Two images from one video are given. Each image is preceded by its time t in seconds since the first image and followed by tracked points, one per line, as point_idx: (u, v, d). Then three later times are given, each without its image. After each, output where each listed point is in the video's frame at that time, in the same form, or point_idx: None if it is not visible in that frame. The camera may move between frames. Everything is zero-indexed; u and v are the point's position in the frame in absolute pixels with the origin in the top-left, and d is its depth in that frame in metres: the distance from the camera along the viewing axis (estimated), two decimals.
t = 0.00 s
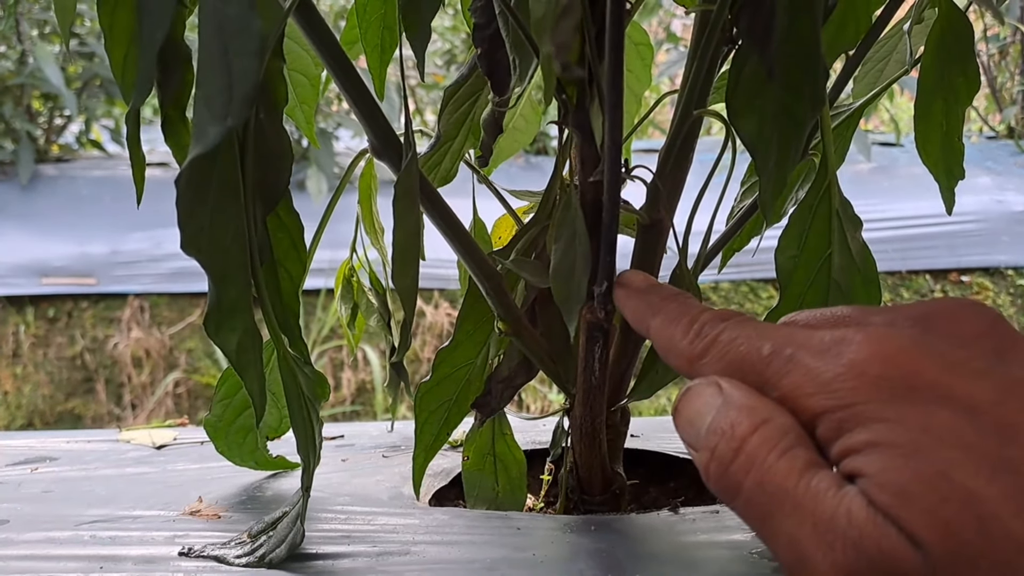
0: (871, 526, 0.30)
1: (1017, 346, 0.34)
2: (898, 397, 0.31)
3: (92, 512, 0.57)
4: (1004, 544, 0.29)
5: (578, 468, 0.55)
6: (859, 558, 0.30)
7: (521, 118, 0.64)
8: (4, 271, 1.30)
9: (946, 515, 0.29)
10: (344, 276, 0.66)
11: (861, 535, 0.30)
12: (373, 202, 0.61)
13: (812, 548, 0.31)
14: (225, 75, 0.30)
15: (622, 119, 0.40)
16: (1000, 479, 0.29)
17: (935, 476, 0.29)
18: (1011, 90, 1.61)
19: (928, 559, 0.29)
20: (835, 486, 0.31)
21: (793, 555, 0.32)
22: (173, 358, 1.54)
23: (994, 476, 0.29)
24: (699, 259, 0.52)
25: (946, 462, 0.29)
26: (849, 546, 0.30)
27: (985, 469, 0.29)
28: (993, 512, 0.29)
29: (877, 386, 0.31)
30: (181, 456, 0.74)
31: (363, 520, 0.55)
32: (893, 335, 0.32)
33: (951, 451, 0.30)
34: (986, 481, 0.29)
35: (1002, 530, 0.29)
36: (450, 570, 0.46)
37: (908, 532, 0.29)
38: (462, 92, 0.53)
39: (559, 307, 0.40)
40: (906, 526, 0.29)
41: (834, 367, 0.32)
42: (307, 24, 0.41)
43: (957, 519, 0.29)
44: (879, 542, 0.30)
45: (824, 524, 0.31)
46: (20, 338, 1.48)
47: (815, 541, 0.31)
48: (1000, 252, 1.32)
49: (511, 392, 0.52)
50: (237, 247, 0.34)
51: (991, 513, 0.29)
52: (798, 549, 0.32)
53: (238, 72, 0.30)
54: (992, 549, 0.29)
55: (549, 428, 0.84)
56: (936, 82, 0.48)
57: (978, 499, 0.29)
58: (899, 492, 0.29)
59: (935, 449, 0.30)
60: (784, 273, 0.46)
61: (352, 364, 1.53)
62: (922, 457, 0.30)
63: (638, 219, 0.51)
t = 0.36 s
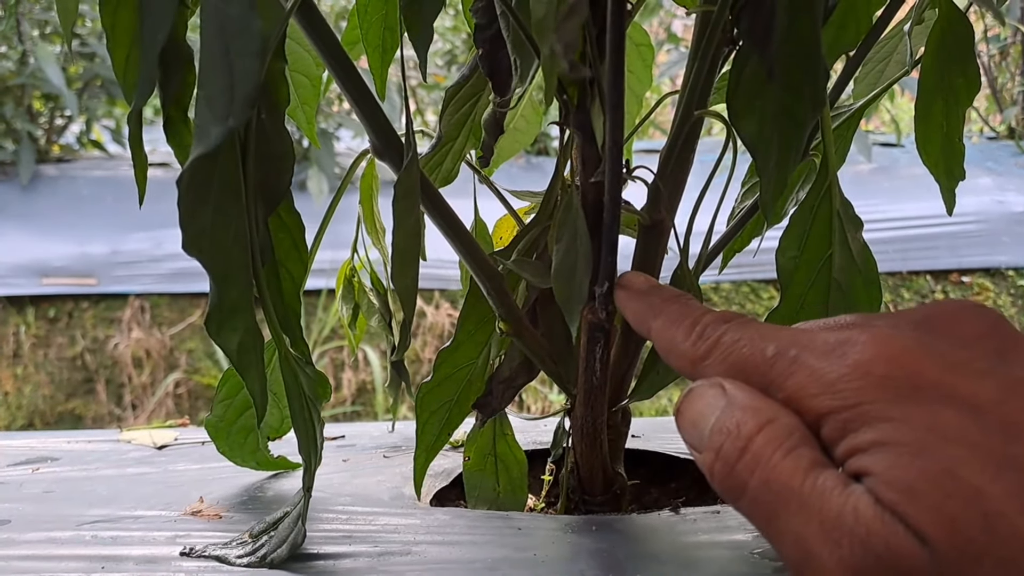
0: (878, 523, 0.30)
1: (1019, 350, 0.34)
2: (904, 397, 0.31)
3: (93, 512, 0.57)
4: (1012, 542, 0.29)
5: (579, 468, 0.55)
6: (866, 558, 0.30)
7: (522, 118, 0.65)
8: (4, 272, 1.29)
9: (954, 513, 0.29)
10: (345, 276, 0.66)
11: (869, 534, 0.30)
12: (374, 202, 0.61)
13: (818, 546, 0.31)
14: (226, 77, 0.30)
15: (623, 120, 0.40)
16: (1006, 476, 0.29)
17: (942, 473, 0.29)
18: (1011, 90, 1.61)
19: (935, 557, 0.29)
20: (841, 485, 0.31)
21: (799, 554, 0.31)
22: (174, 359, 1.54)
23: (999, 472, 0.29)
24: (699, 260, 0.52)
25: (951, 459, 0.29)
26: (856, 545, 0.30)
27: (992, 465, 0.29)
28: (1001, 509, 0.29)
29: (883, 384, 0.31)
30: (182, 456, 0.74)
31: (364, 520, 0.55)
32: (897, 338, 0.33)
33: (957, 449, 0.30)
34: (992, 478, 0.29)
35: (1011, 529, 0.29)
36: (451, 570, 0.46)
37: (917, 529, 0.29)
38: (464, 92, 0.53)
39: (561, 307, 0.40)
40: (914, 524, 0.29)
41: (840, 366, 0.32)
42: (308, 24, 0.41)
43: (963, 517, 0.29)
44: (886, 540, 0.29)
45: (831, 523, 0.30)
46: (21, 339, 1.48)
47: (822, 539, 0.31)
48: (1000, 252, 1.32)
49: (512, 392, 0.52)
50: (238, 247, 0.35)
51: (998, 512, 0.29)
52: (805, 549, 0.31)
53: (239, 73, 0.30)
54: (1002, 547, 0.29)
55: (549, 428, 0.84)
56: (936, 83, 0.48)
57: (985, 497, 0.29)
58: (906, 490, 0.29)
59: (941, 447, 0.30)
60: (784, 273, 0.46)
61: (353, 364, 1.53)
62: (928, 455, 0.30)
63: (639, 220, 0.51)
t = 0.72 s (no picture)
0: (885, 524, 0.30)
1: None
2: (910, 399, 0.31)
3: (96, 514, 0.57)
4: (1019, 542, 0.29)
5: (581, 470, 0.55)
6: (872, 559, 0.30)
7: (524, 119, 0.65)
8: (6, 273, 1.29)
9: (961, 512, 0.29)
10: (348, 278, 0.66)
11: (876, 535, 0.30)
12: (377, 204, 0.61)
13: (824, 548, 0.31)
14: (231, 80, 0.30)
15: (626, 122, 0.40)
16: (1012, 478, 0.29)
17: (948, 474, 0.29)
18: (1012, 91, 1.61)
19: (942, 557, 0.29)
20: (847, 486, 0.31)
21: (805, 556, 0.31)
22: (175, 359, 1.54)
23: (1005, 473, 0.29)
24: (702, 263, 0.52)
25: (957, 459, 0.29)
26: (862, 545, 0.30)
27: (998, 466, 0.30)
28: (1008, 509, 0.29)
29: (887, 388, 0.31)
30: (184, 458, 0.74)
31: (367, 522, 0.55)
32: (901, 340, 0.33)
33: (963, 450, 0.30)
34: (998, 479, 0.29)
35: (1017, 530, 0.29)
36: (454, 571, 0.46)
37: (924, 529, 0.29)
38: (467, 93, 0.53)
39: (564, 310, 0.40)
40: (920, 525, 0.29)
41: (846, 369, 0.32)
42: (311, 27, 0.41)
43: (970, 517, 0.29)
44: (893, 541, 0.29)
45: (837, 524, 0.30)
46: (22, 340, 1.48)
47: (828, 540, 0.31)
48: (1001, 253, 1.32)
49: (514, 395, 0.52)
50: (242, 250, 0.35)
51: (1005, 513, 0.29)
52: (811, 551, 0.31)
53: (244, 76, 0.30)
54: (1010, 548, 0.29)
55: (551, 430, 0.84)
56: (939, 87, 0.48)
57: (992, 496, 0.29)
58: (912, 490, 0.29)
59: (947, 447, 0.30)
60: (785, 275, 0.46)
61: (354, 365, 1.53)
62: (934, 456, 0.30)
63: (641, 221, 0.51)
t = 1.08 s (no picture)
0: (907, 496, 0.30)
1: None
2: (932, 376, 0.32)
3: (96, 514, 0.57)
4: None
5: (582, 471, 0.55)
6: (894, 531, 0.30)
7: (525, 120, 0.65)
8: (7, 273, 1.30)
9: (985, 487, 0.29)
10: (349, 278, 0.66)
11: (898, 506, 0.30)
12: (378, 205, 0.61)
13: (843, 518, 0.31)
14: (231, 80, 0.30)
15: (628, 124, 0.40)
16: None
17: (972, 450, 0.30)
18: (1014, 93, 1.61)
19: (964, 532, 0.29)
20: (868, 459, 0.31)
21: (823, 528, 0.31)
22: (177, 360, 1.55)
23: None
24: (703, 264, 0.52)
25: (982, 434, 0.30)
26: (884, 516, 0.30)
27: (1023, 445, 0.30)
28: None
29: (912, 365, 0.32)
30: (185, 458, 0.74)
31: (367, 522, 0.55)
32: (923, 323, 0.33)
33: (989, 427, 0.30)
34: None
35: None
36: (454, 571, 0.46)
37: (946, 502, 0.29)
38: (468, 94, 0.53)
39: (565, 310, 0.40)
40: (944, 499, 0.29)
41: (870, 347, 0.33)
42: (312, 27, 0.41)
43: (996, 493, 0.29)
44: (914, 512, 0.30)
45: (857, 494, 0.31)
46: (23, 340, 1.48)
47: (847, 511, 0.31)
48: (1003, 254, 1.32)
49: (515, 396, 0.52)
50: (243, 251, 0.35)
51: None
52: (829, 522, 0.31)
53: (245, 77, 0.30)
54: None
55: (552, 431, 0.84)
56: (939, 88, 0.48)
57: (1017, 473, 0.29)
58: (935, 465, 0.30)
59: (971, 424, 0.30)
60: (787, 276, 0.47)
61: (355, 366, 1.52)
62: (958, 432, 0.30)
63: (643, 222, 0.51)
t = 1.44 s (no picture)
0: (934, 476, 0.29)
1: None
2: (958, 355, 0.32)
3: (98, 516, 0.57)
4: None
5: (583, 473, 0.56)
6: (919, 508, 0.29)
7: (527, 122, 0.65)
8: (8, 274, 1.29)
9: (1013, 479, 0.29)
10: (350, 280, 0.66)
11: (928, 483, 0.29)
12: (379, 206, 0.61)
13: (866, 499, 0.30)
14: (233, 83, 0.30)
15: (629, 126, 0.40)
16: None
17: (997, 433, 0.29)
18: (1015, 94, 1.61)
19: (996, 516, 0.28)
20: (896, 436, 0.30)
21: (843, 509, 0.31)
22: (178, 361, 1.56)
23: None
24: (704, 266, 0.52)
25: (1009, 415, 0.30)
26: (911, 495, 0.29)
27: None
28: None
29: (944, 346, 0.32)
30: (186, 460, 0.74)
31: (368, 524, 0.55)
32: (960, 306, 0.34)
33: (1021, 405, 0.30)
34: None
35: None
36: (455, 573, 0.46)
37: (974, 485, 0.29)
38: (469, 97, 0.53)
39: (565, 311, 0.40)
40: (975, 481, 0.29)
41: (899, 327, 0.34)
42: (314, 30, 0.41)
43: None
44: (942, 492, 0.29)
45: (886, 471, 0.30)
46: (25, 341, 1.48)
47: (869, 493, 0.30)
48: (1005, 256, 1.32)
49: (517, 397, 0.53)
50: (245, 252, 0.35)
51: None
52: (851, 498, 0.31)
53: (247, 79, 0.30)
54: None
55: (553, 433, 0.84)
56: (940, 92, 0.48)
57: None
58: (964, 445, 0.29)
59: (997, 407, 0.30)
60: (788, 280, 0.47)
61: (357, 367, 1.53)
62: (989, 411, 0.30)
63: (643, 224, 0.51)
